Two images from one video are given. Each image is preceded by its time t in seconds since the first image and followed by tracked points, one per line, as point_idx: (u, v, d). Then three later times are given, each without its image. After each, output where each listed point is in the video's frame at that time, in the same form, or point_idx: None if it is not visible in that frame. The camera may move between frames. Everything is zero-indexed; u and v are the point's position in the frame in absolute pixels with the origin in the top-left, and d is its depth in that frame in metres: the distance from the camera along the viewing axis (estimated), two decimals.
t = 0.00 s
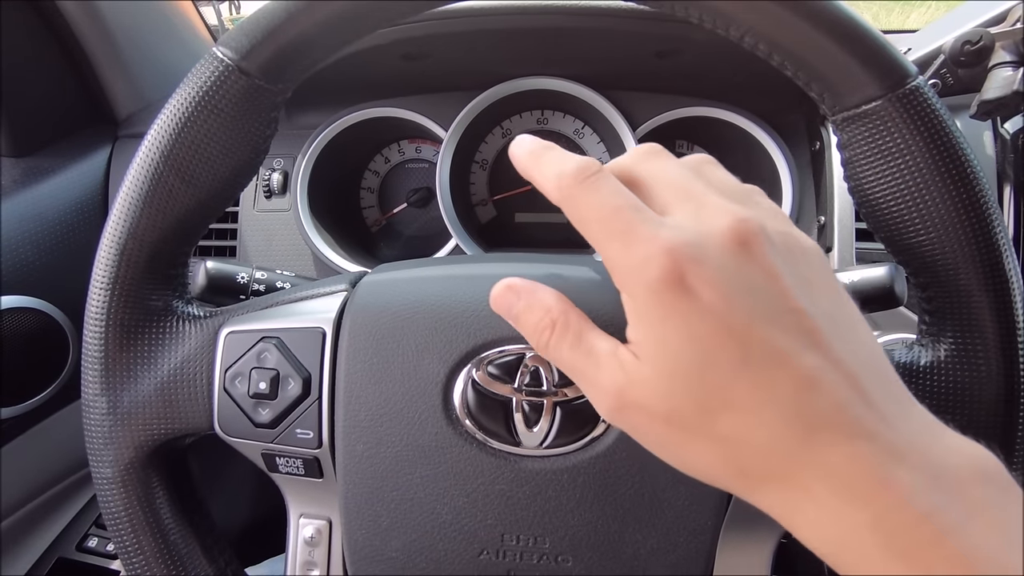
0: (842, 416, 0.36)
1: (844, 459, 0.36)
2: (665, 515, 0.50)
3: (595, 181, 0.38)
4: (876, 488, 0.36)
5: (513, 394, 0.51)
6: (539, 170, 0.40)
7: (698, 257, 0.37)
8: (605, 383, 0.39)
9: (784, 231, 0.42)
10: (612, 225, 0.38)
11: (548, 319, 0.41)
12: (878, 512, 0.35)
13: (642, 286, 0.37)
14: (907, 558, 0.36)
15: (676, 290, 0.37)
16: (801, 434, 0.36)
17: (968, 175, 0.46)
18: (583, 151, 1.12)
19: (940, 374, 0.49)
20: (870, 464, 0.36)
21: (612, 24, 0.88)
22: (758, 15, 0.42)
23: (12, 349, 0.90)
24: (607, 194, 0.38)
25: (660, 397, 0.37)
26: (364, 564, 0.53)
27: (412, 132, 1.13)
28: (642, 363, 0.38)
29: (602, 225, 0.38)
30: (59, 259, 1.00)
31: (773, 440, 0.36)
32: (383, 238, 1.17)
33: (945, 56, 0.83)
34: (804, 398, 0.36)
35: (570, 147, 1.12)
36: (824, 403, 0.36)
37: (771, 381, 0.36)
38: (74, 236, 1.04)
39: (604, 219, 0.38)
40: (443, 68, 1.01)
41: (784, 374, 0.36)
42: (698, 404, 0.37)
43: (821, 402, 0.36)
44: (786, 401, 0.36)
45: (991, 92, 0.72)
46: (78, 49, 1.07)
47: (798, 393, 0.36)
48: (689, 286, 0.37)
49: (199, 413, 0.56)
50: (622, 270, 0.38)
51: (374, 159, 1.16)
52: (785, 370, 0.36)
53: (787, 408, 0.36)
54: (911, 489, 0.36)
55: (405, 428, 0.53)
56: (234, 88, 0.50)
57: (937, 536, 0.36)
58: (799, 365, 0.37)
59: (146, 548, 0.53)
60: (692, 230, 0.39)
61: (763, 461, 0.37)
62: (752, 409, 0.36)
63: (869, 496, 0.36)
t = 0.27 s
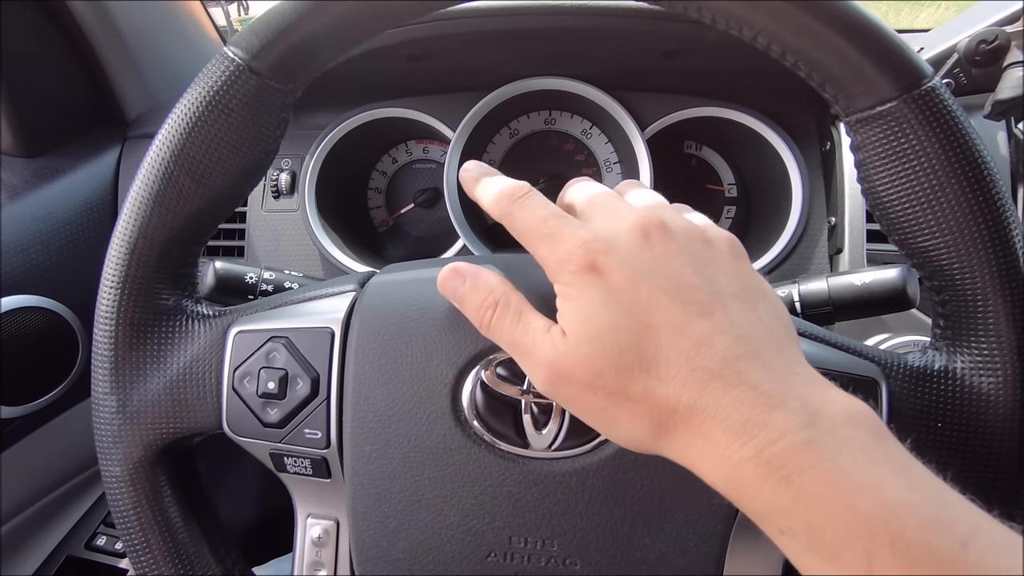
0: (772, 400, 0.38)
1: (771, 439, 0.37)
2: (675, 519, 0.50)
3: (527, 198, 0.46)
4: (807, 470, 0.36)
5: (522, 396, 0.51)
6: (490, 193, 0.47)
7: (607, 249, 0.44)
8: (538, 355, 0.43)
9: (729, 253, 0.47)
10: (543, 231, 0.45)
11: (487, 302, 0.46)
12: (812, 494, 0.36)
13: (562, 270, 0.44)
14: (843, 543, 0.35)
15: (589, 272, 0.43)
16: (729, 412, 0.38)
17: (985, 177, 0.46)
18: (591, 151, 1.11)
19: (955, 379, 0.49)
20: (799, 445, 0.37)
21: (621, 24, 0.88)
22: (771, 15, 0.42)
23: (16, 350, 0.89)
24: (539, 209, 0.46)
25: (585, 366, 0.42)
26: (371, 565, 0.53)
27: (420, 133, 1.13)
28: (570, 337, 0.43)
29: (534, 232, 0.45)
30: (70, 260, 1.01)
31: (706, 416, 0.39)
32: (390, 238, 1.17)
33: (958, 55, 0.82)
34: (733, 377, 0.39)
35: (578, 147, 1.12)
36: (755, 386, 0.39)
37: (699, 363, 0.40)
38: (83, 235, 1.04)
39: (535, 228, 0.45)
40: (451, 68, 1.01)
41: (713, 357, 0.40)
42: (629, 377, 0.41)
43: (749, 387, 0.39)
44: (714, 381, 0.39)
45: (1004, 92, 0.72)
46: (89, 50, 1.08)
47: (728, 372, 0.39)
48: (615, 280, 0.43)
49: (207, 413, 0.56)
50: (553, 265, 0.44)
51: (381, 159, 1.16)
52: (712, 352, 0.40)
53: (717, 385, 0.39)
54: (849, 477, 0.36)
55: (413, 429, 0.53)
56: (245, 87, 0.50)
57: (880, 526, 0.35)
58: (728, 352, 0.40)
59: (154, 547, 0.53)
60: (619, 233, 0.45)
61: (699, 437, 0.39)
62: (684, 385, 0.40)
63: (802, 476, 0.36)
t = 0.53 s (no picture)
0: (775, 394, 0.38)
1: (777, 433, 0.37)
2: (677, 520, 0.50)
3: (527, 206, 0.47)
4: (811, 464, 0.36)
5: (523, 395, 0.50)
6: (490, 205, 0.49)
7: (609, 244, 0.44)
8: (535, 352, 0.43)
9: (731, 249, 0.46)
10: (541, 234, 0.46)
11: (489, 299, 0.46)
12: (816, 489, 0.35)
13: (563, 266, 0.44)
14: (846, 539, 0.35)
15: (591, 267, 0.43)
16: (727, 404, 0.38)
17: (994, 174, 0.45)
18: (594, 149, 1.11)
19: (962, 380, 0.49)
20: (804, 440, 0.36)
21: (624, 20, 0.87)
22: (776, 9, 0.42)
23: (16, 347, 0.89)
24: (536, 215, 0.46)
25: (585, 361, 0.41)
26: (370, 565, 0.53)
27: (422, 130, 1.12)
28: (569, 331, 0.42)
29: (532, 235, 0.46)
30: (72, 257, 1.01)
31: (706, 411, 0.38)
32: (392, 236, 1.17)
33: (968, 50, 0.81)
34: (736, 371, 0.39)
35: (581, 145, 1.11)
36: (758, 380, 0.38)
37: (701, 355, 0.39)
38: (85, 232, 1.04)
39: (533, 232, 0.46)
40: (453, 65, 1.00)
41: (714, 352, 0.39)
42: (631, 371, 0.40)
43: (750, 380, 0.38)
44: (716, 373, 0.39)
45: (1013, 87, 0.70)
46: (92, 47, 1.08)
47: (730, 365, 0.39)
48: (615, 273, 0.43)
49: (205, 410, 0.55)
50: (554, 262, 0.45)
51: (383, 157, 1.16)
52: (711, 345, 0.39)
53: (720, 378, 0.38)
54: (854, 473, 0.35)
55: (413, 428, 0.52)
56: (244, 83, 0.49)
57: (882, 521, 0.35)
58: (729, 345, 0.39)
59: (152, 545, 0.53)
60: (618, 228, 0.45)
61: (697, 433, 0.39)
62: (686, 378, 0.39)
63: (806, 471, 0.36)
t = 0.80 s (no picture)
0: (777, 397, 0.38)
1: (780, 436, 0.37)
2: (680, 521, 0.50)
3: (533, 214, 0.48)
4: (812, 466, 0.36)
5: (528, 395, 0.51)
6: (497, 217, 0.50)
7: (613, 248, 0.44)
8: (540, 354, 0.44)
9: (734, 252, 0.47)
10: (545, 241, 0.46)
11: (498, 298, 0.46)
12: (818, 490, 0.36)
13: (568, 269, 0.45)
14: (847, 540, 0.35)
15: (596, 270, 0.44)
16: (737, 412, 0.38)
17: (996, 179, 0.46)
18: (598, 151, 1.11)
19: (963, 383, 0.49)
20: (806, 442, 0.37)
21: (629, 23, 0.88)
22: (780, 15, 0.42)
23: (27, 345, 0.90)
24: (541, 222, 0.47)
25: (590, 363, 0.42)
26: (376, 563, 0.53)
27: (427, 132, 1.13)
28: (573, 333, 0.43)
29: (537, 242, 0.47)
30: (81, 258, 1.02)
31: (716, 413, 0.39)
32: (397, 237, 1.17)
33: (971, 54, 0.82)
34: (740, 374, 0.39)
35: (586, 147, 1.12)
36: (760, 383, 0.39)
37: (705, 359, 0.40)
38: (93, 232, 1.05)
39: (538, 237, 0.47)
40: (459, 67, 1.01)
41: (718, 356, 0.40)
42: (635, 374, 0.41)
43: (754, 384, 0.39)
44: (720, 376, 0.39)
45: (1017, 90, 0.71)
46: (101, 49, 1.09)
47: (733, 368, 0.39)
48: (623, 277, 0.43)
49: (214, 409, 0.56)
50: (560, 266, 0.45)
51: (389, 158, 1.17)
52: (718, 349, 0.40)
53: (723, 380, 0.39)
54: (854, 474, 0.36)
55: (419, 428, 0.53)
56: (254, 86, 0.50)
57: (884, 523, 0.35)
58: (732, 350, 0.40)
59: (162, 542, 0.54)
60: (622, 231, 0.46)
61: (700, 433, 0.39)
62: (690, 381, 0.40)
63: (808, 473, 0.36)
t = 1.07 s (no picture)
0: (777, 401, 0.39)
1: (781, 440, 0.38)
2: (677, 523, 0.50)
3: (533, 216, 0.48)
4: (813, 470, 0.37)
5: (526, 398, 0.52)
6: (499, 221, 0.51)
7: (613, 248, 0.45)
8: (541, 355, 0.44)
9: (735, 256, 0.47)
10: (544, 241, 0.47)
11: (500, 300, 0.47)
12: (820, 495, 0.36)
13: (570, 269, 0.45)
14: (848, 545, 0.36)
15: (597, 271, 0.44)
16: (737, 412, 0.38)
17: (993, 185, 0.46)
18: (599, 153, 1.11)
19: (961, 387, 0.49)
20: (808, 447, 0.37)
21: (630, 27, 0.88)
22: (777, 21, 0.42)
23: (31, 345, 0.91)
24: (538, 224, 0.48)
25: (591, 363, 0.42)
26: (375, 563, 0.54)
27: (428, 133, 1.13)
28: (574, 335, 0.43)
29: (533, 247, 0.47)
30: (82, 259, 1.02)
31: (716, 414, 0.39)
32: (398, 238, 1.18)
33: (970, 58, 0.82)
34: (741, 376, 0.39)
35: (586, 149, 1.12)
36: (762, 387, 0.39)
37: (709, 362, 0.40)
38: (96, 233, 1.05)
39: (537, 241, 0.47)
40: (460, 70, 1.01)
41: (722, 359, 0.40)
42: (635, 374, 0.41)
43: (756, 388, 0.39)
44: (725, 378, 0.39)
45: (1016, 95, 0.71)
46: (104, 50, 1.09)
47: (735, 372, 0.40)
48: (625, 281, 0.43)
49: (215, 410, 0.56)
50: (562, 266, 0.45)
51: (390, 159, 1.17)
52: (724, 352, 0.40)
53: (726, 384, 0.39)
54: (854, 479, 0.36)
55: (418, 429, 0.53)
56: (256, 90, 0.51)
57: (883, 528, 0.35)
58: (734, 353, 0.40)
59: (163, 541, 0.54)
60: (624, 233, 0.46)
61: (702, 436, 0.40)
62: (692, 384, 0.40)
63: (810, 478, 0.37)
